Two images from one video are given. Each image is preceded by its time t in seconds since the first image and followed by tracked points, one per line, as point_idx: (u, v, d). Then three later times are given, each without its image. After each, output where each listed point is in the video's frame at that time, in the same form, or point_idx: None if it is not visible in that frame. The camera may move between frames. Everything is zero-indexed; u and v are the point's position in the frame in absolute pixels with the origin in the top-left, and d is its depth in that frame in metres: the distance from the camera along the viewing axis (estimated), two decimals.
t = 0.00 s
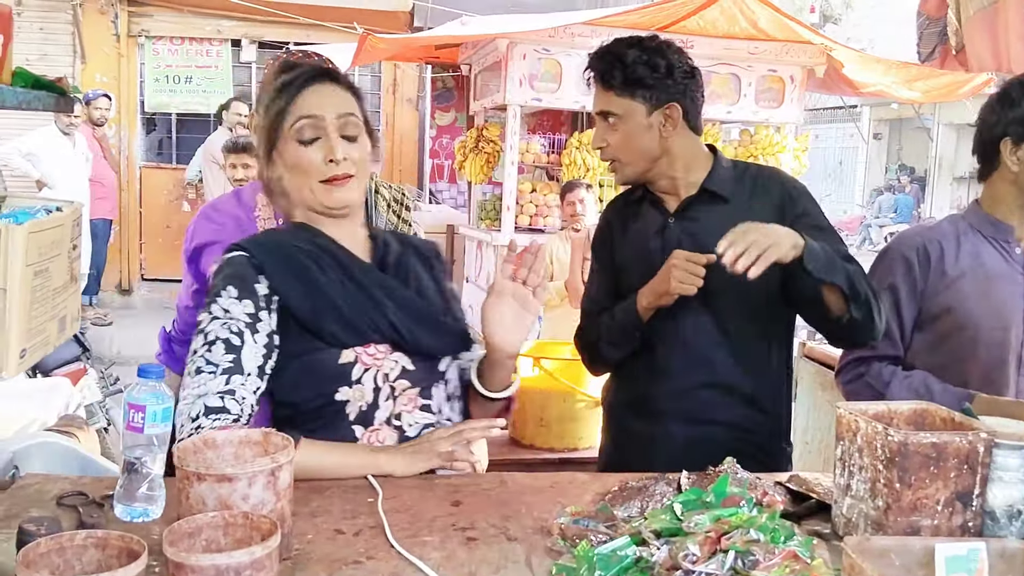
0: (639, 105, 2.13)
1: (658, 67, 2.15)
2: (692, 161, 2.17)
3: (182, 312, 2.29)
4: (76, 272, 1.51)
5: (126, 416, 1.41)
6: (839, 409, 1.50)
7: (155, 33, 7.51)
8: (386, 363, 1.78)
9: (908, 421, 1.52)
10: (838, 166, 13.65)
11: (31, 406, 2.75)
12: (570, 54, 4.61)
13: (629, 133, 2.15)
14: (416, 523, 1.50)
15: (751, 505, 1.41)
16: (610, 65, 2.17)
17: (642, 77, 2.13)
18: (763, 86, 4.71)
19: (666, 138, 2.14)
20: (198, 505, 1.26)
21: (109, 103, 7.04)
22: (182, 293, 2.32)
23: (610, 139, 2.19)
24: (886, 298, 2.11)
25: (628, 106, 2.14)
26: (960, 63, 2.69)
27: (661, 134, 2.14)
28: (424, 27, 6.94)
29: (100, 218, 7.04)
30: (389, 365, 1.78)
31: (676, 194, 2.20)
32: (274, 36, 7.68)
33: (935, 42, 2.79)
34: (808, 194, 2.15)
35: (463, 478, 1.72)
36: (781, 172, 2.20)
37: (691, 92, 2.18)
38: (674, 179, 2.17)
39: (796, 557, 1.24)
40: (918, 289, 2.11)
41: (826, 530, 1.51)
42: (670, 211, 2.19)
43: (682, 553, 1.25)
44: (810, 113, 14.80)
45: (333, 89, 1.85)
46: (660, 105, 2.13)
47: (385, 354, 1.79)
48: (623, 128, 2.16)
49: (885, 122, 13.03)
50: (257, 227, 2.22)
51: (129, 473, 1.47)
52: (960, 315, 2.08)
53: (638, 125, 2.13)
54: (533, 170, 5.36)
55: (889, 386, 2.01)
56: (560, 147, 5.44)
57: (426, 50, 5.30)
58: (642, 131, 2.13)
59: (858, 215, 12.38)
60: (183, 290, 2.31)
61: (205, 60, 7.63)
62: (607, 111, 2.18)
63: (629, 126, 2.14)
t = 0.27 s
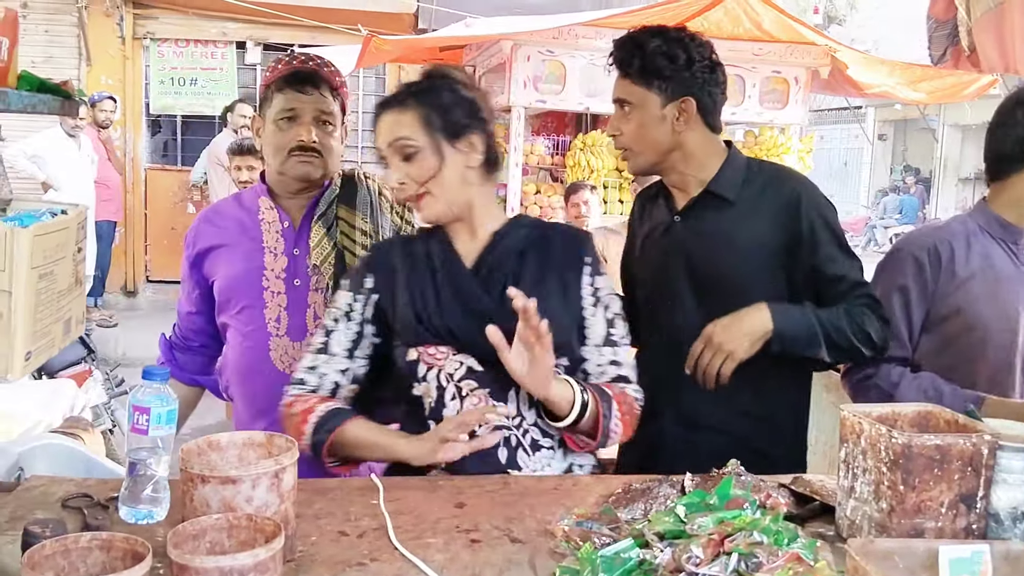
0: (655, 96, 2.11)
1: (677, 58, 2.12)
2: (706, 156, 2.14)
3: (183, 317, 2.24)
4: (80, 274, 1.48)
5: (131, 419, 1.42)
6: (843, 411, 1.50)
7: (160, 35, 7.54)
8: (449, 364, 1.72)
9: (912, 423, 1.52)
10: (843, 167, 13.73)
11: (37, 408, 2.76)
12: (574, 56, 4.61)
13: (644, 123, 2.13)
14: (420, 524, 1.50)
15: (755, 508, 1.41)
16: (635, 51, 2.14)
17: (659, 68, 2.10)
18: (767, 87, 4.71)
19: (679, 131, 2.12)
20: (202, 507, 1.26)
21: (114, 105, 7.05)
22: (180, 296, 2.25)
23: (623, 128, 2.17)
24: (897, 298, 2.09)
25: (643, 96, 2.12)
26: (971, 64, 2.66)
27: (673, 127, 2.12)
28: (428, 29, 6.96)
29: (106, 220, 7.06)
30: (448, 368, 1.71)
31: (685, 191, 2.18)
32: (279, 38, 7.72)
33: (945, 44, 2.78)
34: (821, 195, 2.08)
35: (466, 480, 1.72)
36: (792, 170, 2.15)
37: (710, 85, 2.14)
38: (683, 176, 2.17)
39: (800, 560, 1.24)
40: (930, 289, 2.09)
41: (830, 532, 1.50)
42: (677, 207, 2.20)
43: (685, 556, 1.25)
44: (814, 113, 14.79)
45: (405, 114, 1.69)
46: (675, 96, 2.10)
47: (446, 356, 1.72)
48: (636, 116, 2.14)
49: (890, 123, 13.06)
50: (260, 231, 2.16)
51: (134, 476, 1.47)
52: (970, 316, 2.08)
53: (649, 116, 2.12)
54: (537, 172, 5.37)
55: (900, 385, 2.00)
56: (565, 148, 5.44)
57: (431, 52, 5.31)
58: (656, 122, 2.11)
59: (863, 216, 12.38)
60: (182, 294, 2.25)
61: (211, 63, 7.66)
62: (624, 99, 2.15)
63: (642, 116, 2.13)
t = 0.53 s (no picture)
0: (678, 85, 2.09)
1: (702, 50, 2.10)
2: (721, 150, 2.14)
3: (183, 321, 2.20)
4: (85, 276, 1.49)
5: (135, 420, 1.42)
6: (847, 413, 1.49)
7: (164, 38, 7.57)
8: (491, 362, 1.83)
9: (916, 424, 1.52)
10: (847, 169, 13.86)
11: (42, 410, 2.76)
12: (577, 58, 4.62)
13: (663, 114, 2.11)
14: (423, 526, 1.50)
15: (758, 510, 1.41)
16: (662, 40, 2.12)
17: (683, 58, 2.08)
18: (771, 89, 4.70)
19: (697, 124, 2.11)
20: (206, 508, 1.26)
21: (118, 108, 7.07)
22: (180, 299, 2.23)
23: (643, 116, 2.16)
24: (943, 304, 2.07)
25: (666, 83, 2.10)
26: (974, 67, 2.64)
27: (694, 119, 2.11)
28: (432, 31, 6.96)
29: (110, 222, 7.08)
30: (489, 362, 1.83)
31: (698, 186, 2.19)
32: (283, 40, 7.75)
33: (948, 46, 2.75)
34: (835, 196, 2.04)
35: (469, 481, 1.72)
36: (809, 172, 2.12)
37: (734, 82, 2.12)
38: (697, 169, 2.17)
39: (803, 561, 1.24)
40: (975, 292, 2.07)
41: (833, 534, 1.50)
42: (689, 201, 2.22)
43: (688, 557, 1.25)
44: (819, 115, 14.76)
45: (507, 123, 1.80)
46: (695, 87, 2.09)
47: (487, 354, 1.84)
48: (660, 107, 2.12)
49: (895, 125, 13.07)
50: (269, 233, 2.15)
51: (138, 477, 1.47)
52: (1008, 319, 2.09)
53: (673, 106, 2.10)
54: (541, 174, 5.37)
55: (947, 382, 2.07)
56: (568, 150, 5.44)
57: (434, 54, 5.32)
58: (674, 112, 2.10)
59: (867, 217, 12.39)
60: (182, 297, 2.22)
61: (215, 65, 7.69)
62: (646, 86, 2.14)
63: (665, 107, 2.11)
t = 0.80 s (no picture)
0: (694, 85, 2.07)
1: (709, 51, 2.04)
2: (723, 152, 2.14)
3: (187, 324, 2.19)
4: (91, 278, 1.49)
5: (140, 422, 1.42)
6: (852, 415, 1.49)
7: (169, 40, 7.59)
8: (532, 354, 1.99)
9: (921, 426, 1.52)
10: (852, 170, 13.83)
11: (48, 411, 2.77)
12: (581, 59, 4.63)
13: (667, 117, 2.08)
14: (428, 528, 1.51)
15: (763, 512, 1.41)
16: (671, 42, 2.06)
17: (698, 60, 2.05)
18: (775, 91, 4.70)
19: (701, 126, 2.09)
20: (211, 510, 1.27)
21: (123, 110, 7.09)
22: (185, 302, 2.21)
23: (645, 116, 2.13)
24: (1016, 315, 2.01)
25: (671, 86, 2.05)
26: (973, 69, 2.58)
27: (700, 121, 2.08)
28: (436, 32, 6.97)
29: (115, 223, 7.10)
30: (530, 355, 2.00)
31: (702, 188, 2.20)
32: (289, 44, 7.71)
33: (943, 47, 2.69)
34: (836, 201, 2.04)
35: (474, 483, 1.72)
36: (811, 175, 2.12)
37: (740, 85, 2.07)
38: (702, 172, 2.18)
39: (808, 564, 1.24)
40: None
41: (838, 537, 1.50)
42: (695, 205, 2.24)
43: (693, 559, 1.25)
44: (824, 116, 14.75)
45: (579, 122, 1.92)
46: (700, 89, 2.05)
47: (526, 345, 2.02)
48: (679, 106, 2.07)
49: (899, 126, 13.05)
50: (278, 237, 2.14)
51: (143, 479, 1.48)
52: None
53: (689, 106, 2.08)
54: (545, 175, 5.37)
55: None
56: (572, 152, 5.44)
57: (438, 56, 5.33)
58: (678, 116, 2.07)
59: (871, 219, 12.38)
60: (187, 300, 2.21)
61: (220, 67, 7.72)
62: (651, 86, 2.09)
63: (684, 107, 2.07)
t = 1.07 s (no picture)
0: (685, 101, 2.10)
1: (694, 64, 1.95)
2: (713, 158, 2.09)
3: (192, 328, 2.15)
4: (97, 280, 1.49)
5: (147, 425, 1.43)
6: (859, 418, 1.48)
7: (174, 42, 7.60)
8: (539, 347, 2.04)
9: (929, 429, 1.51)
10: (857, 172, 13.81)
11: (54, 413, 2.77)
12: (586, 61, 4.62)
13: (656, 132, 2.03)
14: (434, 530, 1.50)
15: (771, 515, 1.41)
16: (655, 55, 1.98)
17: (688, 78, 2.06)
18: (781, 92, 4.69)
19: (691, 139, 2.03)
20: (217, 512, 1.26)
21: (128, 111, 7.09)
22: (190, 306, 2.16)
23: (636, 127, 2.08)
24: None
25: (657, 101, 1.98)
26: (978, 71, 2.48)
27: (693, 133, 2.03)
28: (441, 34, 6.97)
29: (120, 225, 7.11)
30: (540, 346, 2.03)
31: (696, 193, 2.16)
32: (293, 44, 7.81)
33: (948, 47, 2.59)
34: (823, 204, 2.01)
35: (480, 485, 1.72)
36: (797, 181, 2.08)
37: (726, 94, 1.97)
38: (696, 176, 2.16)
39: (816, 567, 1.23)
40: None
41: (846, 539, 1.49)
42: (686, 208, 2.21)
43: (701, 563, 1.25)
44: (830, 118, 14.73)
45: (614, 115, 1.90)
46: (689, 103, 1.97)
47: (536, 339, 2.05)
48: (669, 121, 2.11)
49: (905, 127, 13.03)
50: (289, 239, 2.12)
51: (149, 481, 1.47)
52: None
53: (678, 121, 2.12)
54: (550, 177, 5.37)
55: None
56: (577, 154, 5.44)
57: (443, 58, 5.32)
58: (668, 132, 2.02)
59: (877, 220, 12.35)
60: (190, 304, 2.16)
61: (225, 68, 7.74)
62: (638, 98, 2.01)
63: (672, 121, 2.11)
